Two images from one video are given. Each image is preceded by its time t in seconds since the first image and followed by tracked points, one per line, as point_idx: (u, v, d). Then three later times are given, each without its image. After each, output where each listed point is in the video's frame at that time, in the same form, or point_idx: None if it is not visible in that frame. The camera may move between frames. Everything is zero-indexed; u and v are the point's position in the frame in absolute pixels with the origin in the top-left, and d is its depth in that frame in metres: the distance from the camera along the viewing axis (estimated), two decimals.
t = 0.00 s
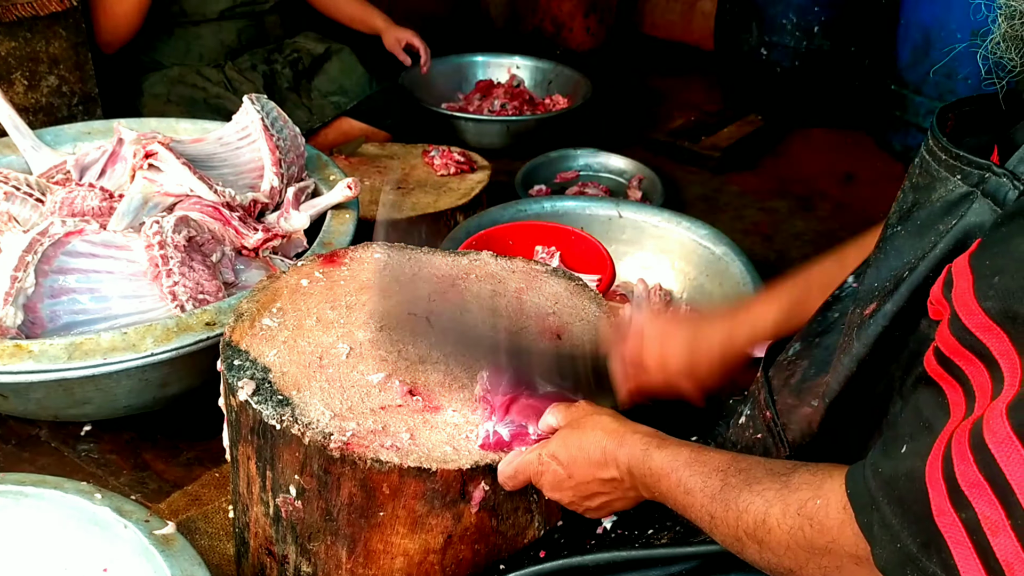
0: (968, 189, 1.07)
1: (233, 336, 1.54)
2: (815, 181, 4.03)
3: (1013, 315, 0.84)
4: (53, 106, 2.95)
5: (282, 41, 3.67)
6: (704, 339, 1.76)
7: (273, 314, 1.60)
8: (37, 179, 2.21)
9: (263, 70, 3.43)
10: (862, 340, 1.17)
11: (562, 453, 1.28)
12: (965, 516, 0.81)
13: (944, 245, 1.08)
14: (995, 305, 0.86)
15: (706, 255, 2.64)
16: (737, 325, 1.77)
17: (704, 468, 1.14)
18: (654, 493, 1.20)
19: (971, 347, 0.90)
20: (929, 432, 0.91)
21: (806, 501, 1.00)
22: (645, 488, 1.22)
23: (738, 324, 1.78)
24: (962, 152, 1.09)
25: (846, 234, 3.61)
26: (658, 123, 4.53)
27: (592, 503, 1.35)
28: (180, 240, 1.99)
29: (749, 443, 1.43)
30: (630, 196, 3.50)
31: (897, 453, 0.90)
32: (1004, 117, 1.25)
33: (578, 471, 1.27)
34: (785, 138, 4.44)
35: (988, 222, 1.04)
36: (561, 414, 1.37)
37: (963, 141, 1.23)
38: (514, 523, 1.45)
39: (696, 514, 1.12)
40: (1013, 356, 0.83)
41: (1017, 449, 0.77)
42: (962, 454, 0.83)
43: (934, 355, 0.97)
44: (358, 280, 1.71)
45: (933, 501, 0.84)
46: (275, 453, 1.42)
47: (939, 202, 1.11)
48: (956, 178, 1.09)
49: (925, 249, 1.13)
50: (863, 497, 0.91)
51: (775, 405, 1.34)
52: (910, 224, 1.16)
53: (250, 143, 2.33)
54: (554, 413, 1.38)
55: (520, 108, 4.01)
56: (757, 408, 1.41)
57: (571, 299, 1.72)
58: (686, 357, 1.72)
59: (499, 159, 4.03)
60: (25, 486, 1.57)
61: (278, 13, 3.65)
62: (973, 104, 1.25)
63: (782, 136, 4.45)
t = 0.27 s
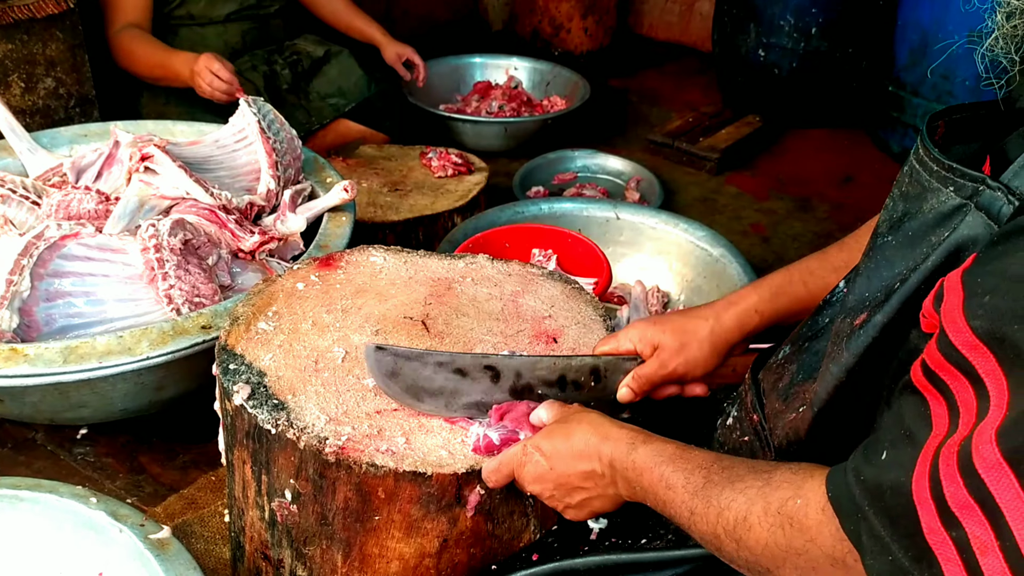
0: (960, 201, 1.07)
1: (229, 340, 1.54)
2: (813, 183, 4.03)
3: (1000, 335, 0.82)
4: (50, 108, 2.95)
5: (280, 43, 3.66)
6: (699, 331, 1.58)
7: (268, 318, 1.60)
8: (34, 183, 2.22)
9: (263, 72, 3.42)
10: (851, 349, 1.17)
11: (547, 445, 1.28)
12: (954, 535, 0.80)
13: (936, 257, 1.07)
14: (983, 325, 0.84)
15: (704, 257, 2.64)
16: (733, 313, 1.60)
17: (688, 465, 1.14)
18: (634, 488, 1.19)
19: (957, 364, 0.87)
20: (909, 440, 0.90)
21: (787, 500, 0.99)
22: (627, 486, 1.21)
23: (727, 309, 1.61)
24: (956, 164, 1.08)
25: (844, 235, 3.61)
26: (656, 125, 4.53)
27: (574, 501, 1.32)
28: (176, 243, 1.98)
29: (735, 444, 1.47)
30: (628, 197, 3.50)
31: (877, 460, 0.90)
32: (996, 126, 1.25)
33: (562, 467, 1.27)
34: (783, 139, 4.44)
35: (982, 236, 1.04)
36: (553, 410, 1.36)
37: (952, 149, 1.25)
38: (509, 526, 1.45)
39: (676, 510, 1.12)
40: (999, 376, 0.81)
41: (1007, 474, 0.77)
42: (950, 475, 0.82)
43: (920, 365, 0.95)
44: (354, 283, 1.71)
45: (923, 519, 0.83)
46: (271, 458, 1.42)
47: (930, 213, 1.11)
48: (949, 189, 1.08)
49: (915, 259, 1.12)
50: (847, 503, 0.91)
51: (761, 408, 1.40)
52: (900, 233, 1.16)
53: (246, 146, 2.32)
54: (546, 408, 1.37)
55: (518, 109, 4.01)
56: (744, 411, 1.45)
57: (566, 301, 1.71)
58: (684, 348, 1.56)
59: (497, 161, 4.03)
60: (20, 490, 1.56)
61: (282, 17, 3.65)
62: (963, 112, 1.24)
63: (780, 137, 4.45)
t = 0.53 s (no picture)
0: (950, 206, 1.07)
1: (227, 340, 1.53)
2: (811, 183, 4.03)
3: (989, 351, 0.83)
4: (48, 108, 2.94)
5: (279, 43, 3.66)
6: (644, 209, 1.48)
7: (267, 319, 1.59)
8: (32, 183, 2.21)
9: (263, 73, 3.41)
10: (841, 353, 1.17)
11: (542, 467, 1.28)
12: (948, 556, 0.80)
13: (925, 261, 1.07)
14: (973, 341, 0.85)
15: (703, 256, 2.63)
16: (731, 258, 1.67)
17: (686, 486, 1.13)
18: (634, 507, 1.21)
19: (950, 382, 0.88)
20: (911, 463, 0.90)
21: (793, 529, 0.98)
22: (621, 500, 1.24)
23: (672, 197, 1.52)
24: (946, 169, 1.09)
25: (843, 235, 3.61)
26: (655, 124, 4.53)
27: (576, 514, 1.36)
28: (174, 243, 1.98)
29: (737, 447, 1.44)
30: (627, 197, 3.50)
31: (880, 486, 0.90)
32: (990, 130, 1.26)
33: (558, 487, 1.29)
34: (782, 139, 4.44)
35: (971, 241, 1.04)
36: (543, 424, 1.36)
37: (950, 150, 1.25)
38: (507, 527, 1.44)
39: (679, 533, 1.12)
40: (991, 393, 0.82)
41: (1001, 492, 0.77)
42: (944, 495, 0.82)
43: (915, 386, 0.96)
44: (352, 283, 1.71)
45: (917, 540, 0.83)
46: (269, 458, 1.41)
47: (921, 217, 1.11)
48: (939, 194, 1.08)
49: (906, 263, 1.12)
50: (846, 530, 0.90)
51: (762, 410, 1.39)
52: (893, 237, 1.16)
53: (245, 147, 2.32)
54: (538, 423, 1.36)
55: (516, 109, 4.01)
56: (743, 413, 1.44)
57: (565, 302, 1.71)
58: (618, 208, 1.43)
59: (496, 161, 4.03)
60: (17, 491, 1.56)
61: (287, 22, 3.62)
62: (961, 114, 1.26)
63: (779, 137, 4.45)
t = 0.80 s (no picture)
0: (948, 202, 1.07)
1: (225, 339, 1.53)
2: (811, 182, 4.03)
3: (999, 346, 0.83)
4: (46, 108, 2.94)
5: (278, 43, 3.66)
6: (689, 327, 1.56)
7: (265, 318, 1.59)
8: (29, 181, 2.20)
9: (261, 71, 3.41)
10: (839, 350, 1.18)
11: (540, 468, 1.28)
12: (956, 551, 0.78)
13: (923, 258, 1.08)
14: (980, 335, 0.86)
15: (702, 255, 2.63)
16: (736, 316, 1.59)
17: (683, 486, 1.11)
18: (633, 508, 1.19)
19: (956, 377, 0.88)
20: (914, 457, 0.89)
21: (791, 526, 0.97)
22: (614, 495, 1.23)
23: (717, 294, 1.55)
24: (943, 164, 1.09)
25: (842, 234, 3.61)
26: (654, 124, 4.52)
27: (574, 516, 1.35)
28: (172, 242, 1.98)
29: (731, 447, 1.45)
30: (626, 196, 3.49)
31: (881, 479, 0.89)
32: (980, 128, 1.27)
33: (556, 488, 1.28)
34: (781, 138, 4.44)
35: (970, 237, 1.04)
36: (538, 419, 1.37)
37: (937, 144, 1.25)
38: (506, 526, 1.44)
39: (677, 533, 1.10)
40: (999, 388, 0.82)
41: (1011, 487, 0.75)
42: (954, 490, 0.80)
43: (919, 381, 0.96)
44: (351, 282, 1.70)
45: (925, 538, 0.81)
46: (267, 457, 1.41)
47: (918, 214, 1.12)
48: (937, 190, 1.09)
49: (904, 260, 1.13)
50: (842, 518, 0.90)
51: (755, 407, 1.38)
52: (889, 234, 1.17)
53: (243, 145, 2.32)
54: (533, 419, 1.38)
55: (515, 109, 4.01)
56: (737, 412, 1.43)
57: (564, 300, 1.71)
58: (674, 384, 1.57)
59: (495, 160, 4.02)
60: (15, 490, 1.55)
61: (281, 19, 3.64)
62: (948, 108, 1.26)
63: (778, 136, 4.45)
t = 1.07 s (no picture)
0: (945, 196, 1.05)
1: (222, 337, 1.53)
2: (809, 181, 4.03)
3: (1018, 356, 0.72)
4: (44, 107, 2.94)
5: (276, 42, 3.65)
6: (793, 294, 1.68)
7: (262, 317, 1.59)
8: (27, 180, 2.20)
9: (260, 71, 3.42)
10: (833, 344, 1.18)
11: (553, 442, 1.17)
12: None
13: (916, 254, 1.07)
14: (998, 347, 0.74)
15: (700, 255, 2.62)
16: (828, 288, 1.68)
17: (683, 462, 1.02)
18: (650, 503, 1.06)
19: (971, 397, 0.76)
20: (932, 493, 0.78)
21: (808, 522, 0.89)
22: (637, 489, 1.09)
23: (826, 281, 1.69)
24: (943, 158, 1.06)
25: (841, 234, 3.61)
26: (653, 123, 4.52)
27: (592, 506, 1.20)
28: (170, 241, 1.98)
29: (736, 449, 1.45)
30: (624, 196, 3.49)
31: (909, 527, 0.79)
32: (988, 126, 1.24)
33: (571, 471, 1.15)
34: (779, 138, 4.44)
35: (965, 232, 1.02)
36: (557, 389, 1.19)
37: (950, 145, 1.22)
38: (503, 524, 1.44)
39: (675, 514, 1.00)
40: (1019, 402, 0.71)
41: None
42: (989, 519, 0.71)
43: (928, 409, 0.83)
44: (347, 281, 1.70)
45: (958, 551, 0.73)
46: (264, 455, 1.41)
47: (918, 208, 1.09)
48: (935, 184, 1.06)
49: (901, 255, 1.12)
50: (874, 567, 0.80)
51: (758, 410, 1.39)
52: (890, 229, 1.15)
53: (242, 145, 2.31)
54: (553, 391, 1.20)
55: (514, 108, 4.01)
56: (742, 415, 1.43)
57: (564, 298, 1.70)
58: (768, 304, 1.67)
59: (494, 160, 4.02)
60: (12, 488, 1.55)
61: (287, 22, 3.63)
62: (964, 110, 1.24)
63: (777, 136, 4.45)
